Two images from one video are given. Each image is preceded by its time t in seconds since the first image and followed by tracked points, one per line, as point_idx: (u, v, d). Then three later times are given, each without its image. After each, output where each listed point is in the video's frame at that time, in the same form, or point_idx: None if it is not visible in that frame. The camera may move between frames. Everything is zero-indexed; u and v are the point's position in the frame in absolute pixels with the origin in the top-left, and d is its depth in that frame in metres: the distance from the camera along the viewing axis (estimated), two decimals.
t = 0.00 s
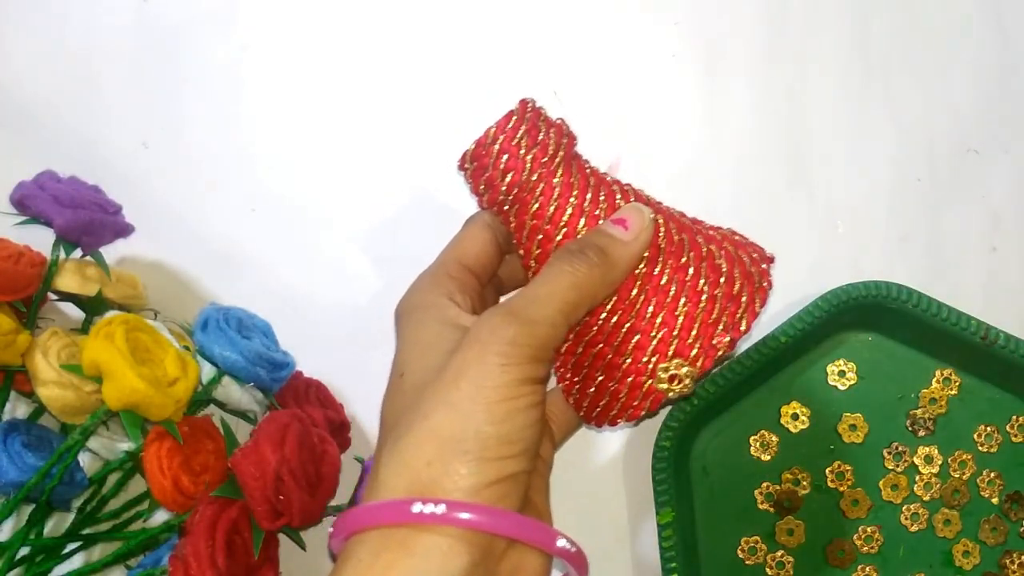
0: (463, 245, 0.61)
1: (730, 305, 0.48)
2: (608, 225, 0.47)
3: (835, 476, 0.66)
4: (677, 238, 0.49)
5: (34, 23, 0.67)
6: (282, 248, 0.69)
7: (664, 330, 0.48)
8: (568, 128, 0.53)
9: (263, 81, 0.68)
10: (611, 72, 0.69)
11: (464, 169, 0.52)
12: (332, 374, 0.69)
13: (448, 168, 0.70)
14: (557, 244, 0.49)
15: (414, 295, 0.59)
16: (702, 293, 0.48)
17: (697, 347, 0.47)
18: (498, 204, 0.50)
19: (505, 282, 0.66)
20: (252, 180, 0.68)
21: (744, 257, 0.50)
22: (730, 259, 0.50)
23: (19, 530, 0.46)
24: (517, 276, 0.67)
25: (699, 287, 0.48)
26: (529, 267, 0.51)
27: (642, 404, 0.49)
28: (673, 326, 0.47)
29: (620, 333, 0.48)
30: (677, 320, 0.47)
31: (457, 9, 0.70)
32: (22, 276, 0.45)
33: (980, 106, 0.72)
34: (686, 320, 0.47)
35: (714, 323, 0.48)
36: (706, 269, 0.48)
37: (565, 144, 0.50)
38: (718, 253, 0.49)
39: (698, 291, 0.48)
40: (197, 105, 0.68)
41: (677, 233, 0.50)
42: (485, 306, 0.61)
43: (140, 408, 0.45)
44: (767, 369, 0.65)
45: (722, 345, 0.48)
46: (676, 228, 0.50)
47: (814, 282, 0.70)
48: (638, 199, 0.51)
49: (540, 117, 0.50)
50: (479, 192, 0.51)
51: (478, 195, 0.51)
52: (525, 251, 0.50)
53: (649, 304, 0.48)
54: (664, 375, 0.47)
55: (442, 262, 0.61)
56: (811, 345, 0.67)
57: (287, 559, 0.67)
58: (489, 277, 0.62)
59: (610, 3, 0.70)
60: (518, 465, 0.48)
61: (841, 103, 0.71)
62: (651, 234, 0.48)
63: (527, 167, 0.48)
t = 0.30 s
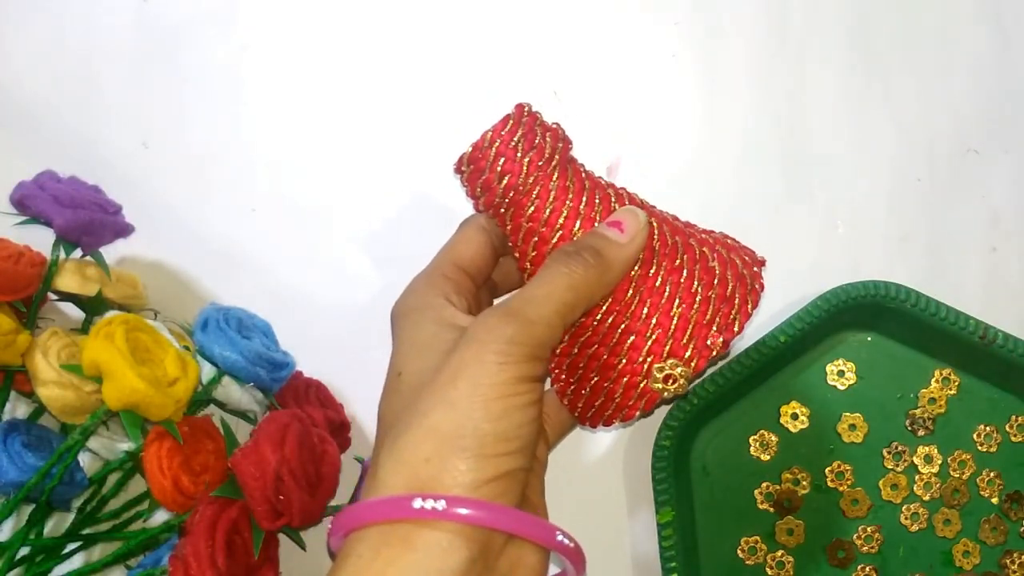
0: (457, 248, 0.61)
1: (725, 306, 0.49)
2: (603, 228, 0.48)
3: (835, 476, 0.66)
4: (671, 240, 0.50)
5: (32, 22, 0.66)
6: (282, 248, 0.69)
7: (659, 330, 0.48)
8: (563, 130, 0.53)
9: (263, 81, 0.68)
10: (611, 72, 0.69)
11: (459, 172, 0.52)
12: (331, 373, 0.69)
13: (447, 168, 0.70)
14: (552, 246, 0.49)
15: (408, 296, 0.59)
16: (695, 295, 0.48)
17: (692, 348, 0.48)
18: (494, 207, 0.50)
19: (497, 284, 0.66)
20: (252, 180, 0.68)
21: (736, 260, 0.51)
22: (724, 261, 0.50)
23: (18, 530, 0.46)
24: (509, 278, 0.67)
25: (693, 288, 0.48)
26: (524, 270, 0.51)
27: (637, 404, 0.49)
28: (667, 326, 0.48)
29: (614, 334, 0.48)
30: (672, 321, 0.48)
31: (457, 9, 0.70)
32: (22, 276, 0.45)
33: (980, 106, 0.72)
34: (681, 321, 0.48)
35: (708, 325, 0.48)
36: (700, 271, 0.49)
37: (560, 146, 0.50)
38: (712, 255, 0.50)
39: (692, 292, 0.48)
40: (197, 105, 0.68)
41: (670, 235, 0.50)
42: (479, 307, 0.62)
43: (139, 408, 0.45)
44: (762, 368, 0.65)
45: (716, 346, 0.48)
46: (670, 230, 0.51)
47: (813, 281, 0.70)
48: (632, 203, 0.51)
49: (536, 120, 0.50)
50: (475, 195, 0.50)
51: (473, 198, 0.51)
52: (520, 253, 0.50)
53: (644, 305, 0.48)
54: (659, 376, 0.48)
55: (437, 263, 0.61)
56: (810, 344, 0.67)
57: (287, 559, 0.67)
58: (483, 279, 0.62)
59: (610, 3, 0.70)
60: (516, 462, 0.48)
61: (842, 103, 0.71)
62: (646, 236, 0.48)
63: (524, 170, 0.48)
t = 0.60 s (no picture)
0: (461, 254, 0.61)
1: (724, 317, 0.49)
2: (606, 237, 0.48)
3: (834, 475, 0.66)
4: (672, 250, 0.50)
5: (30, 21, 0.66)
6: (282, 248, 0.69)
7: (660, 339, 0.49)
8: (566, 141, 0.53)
9: (263, 81, 0.68)
10: (612, 72, 0.69)
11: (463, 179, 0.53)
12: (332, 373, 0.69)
13: (448, 168, 0.70)
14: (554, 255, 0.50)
15: (413, 303, 0.59)
16: (696, 305, 0.49)
17: (692, 358, 0.48)
18: (498, 216, 0.51)
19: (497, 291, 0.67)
20: (252, 180, 0.68)
21: (735, 270, 0.51)
22: (724, 271, 0.51)
23: (18, 530, 0.46)
24: (512, 285, 0.68)
25: (694, 299, 0.49)
26: (527, 278, 0.52)
27: (637, 413, 0.50)
28: (668, 336, 0.48)
29: (615, 343, 0.49)
30: (672, 332, 0.49)
31: (458, 8, 0.69)
32: (22, 277, 0.45)
33: (981, 106, 0.72)
34: (682, 330, 0.48)
35: (708, 336, 0.49)
36: (701, 281, 0.49)
37: (563, 157, 0.51)
38: (712, 265, 0.51)
39: (693, 303, 0.49)
40: (197, 105, 0.68)
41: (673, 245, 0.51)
42: (480, 313, 0.61)
43: (139, 408, 0.45)
44: (762, 368, 0.65)
45: (718, 355, 0.48)
46: (673, 241, 0.52)
47: (813, 282, 0.70)
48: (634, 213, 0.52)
49: (540, 129, 0.51)
50: (479, 203, 0.51)
51: (478, 206, 0.52)
52: (523, 262, 0.51)
53: (645, 315, 0.49)
54: (660, 385, 0.48)
55: (439, 267, 0.61)
56: (809, 345, 0.67)
57: (287, 559, 0.67)
58: (483, 287, 0.62)
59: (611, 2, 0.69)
60: (518, 468, 0.48)
61: (843, 103, 0.71)
62: (649, 246, 0.49)
63: (528, 180, 0.49)
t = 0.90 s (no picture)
0: (489, 267, 0.60)
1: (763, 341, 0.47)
2: (646, 260, 0.46)
3: (835, 476, 0.65)
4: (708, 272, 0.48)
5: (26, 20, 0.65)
6: (284, 248, 0.69)
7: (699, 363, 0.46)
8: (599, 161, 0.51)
9: (263, 81, 0.68)
10: (612, 72, 0.69)
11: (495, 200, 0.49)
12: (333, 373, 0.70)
13: (448, 168, 0.70)
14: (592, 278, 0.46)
15: (440, 315, 0.56)
16: (735, 330, 0.46)
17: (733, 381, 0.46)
18: (532, 238, 0.48)
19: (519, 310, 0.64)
20: (253, 179, 0.68)
21: (771, 295, 0.50)
22: (760, 296, 0.49)
23: (18, 530, 0.46)
24: (535, 304, 0.65)
25: (733, 323, 0.46)
26: (558, 301, 0.48)
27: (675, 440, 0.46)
28: (709, 359, 0.46)
29: (654, 364, 0.46)
30: (712, 355, 0.46)
31: (458, 7, 0.69)
32: (22, 277, 0.45)
33: (981, 106, 0.72)
34: (722, 354, 0.46)
35: (748, 360, 0.46)
36: (739, 305, 0.47)
37: (601, 178, 0.48)
38: (747, 289, 0.49)
39: (732, 327, 0.46)
40: (197, 105, 0.68)
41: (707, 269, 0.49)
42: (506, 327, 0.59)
43: (139, 408, 0.45)
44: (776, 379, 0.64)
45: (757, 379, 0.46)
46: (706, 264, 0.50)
47: (815, 279, 0.71)
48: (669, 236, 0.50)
49: (578, 151, 0.48)
50: (513, 224, 0.48)
51: (509, 227, 0.49)
52: (556, 284, 0.48)
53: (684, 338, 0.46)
54: (701, 409, 0.45)
55: (467, 281, 0.59)
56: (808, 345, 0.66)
57: (287, 559, 0.67)
58: (508, 301, 0.61)
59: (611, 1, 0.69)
60: (551, 486, 0.45)
61: (844, 103, 0.71)
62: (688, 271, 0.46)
63: (567, 200, 0.46)
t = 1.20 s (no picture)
0: (490, 264, 0.59)
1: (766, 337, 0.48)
2: (650, 255, 0.46)
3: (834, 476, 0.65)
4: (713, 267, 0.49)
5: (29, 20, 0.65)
6: (284, 248, 0.69)
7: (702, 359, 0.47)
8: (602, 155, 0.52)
9: (263, 81, 0.68)
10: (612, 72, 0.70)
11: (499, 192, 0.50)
12: (333, 373, 0.70)
13: (447, 168, 0.70)
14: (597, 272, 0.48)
15: (442, 310, 0.55)
16: (739, 325, 0.47)
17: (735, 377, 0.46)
18: (536, 230, 0.49)
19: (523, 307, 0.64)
20: (253, 180, 0.68)
21: (774, 291, 0.50)
22: (764, 292, 0.50)
23: (18, 530, 0.46)
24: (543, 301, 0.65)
25: (737, 318, 0.47)
26: (561, 294, 0.49)
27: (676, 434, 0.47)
28: (712, 356, 0.46)
29: (658, 360, 0.46)
30: (715, 351, 0.46)
31: (457, 7, 0.69)
32: (22, 276, 0.45)
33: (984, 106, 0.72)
34: (726, 350, 0.47)
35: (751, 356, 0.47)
36: (743, 301, 0.48)
37: (605, 172, 0.49)
38: (751, 285, 0.49)
39: (736, 322, 0.47)
40: (197, 105, 0.68)
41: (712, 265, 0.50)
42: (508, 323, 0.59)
43: (139, 408, 0.45)
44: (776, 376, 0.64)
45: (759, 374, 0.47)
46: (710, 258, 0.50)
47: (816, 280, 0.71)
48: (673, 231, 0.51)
49: (582, 145, 0.49)
50: (517, 217, 0.49)
51: (513, 219, 0.49)
52: (560, 278, 0.49)
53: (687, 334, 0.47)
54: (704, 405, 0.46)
55: (469, 278, 0.58)
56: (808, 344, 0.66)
57: (288, 559, 0.67)
58: (512, 297, 0.60)
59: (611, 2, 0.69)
60: (552, 481, 0.45)
61: (843, 103, 0.71)
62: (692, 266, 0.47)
63: (571, 194, 0.47)
